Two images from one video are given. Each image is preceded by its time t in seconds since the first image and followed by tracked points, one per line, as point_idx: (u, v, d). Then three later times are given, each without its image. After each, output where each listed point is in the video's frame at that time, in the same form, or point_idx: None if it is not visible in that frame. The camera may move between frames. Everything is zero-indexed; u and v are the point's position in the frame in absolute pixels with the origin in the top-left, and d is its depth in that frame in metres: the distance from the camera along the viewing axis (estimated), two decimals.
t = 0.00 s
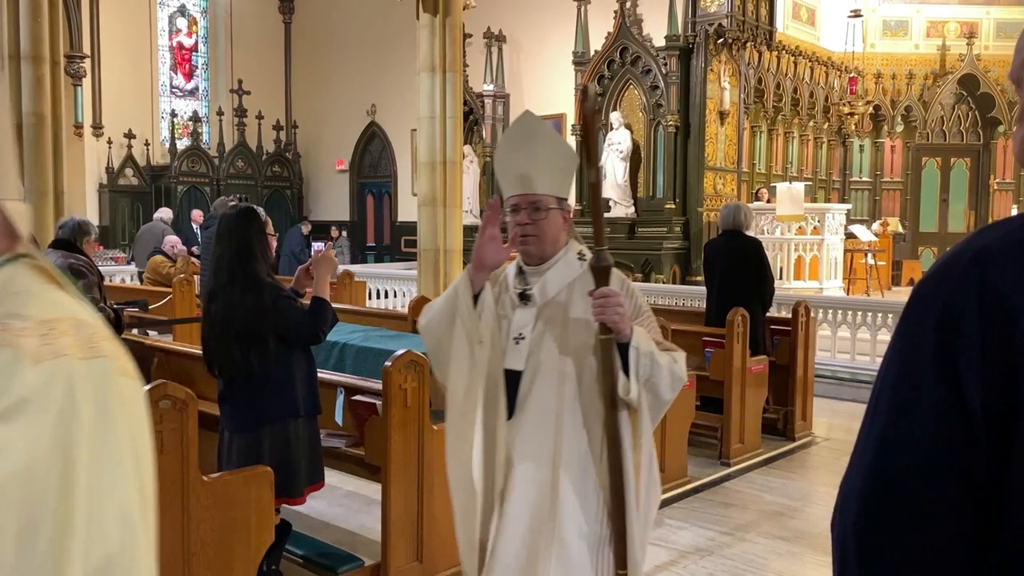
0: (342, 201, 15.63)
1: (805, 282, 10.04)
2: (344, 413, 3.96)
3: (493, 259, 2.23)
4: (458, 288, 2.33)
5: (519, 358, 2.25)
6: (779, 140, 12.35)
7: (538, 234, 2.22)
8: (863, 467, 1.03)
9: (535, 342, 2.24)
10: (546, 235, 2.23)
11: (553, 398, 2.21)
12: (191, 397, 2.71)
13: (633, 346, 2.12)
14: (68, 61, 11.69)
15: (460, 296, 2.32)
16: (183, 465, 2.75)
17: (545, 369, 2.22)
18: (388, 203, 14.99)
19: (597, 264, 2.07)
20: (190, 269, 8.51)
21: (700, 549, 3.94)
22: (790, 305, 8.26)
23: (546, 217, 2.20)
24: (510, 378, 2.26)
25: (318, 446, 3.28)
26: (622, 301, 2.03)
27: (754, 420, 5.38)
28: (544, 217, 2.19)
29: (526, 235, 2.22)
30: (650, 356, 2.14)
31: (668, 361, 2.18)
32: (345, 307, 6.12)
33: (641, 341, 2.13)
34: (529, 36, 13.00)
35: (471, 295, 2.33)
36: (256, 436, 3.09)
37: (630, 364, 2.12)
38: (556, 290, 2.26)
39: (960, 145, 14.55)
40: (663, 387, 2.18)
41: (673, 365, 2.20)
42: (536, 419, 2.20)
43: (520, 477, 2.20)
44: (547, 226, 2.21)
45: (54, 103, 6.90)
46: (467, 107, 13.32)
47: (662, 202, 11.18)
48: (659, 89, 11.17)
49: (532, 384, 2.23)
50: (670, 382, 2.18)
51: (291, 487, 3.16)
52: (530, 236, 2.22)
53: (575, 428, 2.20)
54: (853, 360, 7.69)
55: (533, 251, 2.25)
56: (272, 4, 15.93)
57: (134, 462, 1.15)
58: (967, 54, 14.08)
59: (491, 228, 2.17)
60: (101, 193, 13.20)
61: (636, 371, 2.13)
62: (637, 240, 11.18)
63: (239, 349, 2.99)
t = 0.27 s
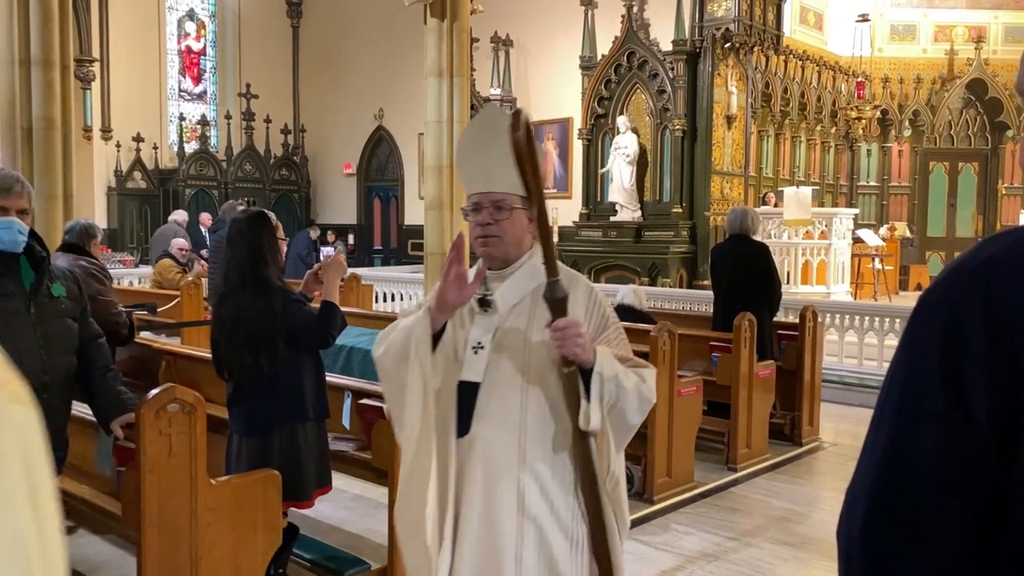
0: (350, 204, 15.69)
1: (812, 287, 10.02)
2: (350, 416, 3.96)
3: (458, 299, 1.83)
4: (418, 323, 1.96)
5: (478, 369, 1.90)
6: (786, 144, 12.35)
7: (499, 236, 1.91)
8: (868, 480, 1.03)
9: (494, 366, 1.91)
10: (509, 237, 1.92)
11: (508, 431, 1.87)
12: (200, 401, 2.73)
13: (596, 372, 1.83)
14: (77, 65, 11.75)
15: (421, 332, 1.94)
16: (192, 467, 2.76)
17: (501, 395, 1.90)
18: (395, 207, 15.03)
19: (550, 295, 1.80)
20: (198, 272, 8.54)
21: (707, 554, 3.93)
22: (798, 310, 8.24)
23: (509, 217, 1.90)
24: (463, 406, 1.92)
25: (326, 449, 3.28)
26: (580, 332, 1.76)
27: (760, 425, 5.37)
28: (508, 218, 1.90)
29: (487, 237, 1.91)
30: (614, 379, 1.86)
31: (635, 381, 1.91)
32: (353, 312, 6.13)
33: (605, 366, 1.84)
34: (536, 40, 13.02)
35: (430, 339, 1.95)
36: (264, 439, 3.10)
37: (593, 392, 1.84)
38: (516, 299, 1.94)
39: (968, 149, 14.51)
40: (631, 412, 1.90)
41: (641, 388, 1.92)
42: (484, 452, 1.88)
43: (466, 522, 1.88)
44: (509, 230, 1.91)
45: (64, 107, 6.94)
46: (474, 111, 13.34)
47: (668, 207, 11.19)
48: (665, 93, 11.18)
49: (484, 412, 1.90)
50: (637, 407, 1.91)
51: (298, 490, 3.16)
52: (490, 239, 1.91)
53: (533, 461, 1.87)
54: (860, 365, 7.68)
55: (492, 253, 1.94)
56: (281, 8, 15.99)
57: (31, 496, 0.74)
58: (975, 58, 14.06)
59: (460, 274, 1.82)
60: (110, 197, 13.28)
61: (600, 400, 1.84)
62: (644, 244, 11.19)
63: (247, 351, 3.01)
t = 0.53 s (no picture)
0: (356, 205, 15.70)
1: (820, 289, 9.99)
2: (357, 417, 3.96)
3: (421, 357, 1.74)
4: (378, 367, 1.82)
5: (437, 379, 1.82)
6: (794, 146, 12.31)
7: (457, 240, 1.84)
8: (881, 493, 1.02)
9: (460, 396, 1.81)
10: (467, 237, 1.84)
11: (478, 467, 1.78)
12: (207, 401, 2.73)
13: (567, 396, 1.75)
14: (86, 66, 11.79)
15: (381, 375, 1.81)
16: (200, 467, 2.76)
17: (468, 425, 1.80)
18: (402, 208, 15.03)
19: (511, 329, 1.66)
20: (205, 273, 8.55)
21: (714, 557, 3.92)
22: (805, 311, 8.22)
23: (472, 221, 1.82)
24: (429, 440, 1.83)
25: (334, 449, 3.28)
26: (546, 362, 1.68)
27: (768, 427, 5.35)
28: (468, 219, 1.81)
29: (447, 234, 1.83)
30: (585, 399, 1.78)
31: (606, 394, 1.82)
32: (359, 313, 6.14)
33: (574, 388, 1.76)
34: (543, 41, 13.02)
35: (394, 382, 1.82)
36: (272, 439, 3.11)
37: (563, 416, 1.76)
38: (477, 303, 1.84)
39: (976, 151, 14.43)
40: (603, 429, 1.82)
41: (612, 400, 1.83)
42: (454, 486, 1.79)
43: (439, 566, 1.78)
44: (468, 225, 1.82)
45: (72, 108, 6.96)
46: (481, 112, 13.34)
47: (676, 208, 11.18)
48: (673, 95, 11.16)
49: (450, 444, 1.80)
50: (609, 421, 1.83)
51: (305, 490, 3.17)
52: (451, 237, 1.83)
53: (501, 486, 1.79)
54: (868, 367, 7.66)
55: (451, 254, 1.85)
56: (288, 9, 16.01)
57: None
58: (984, 59, 13.99)
59: (421, 323, 1.74)
60: (118, 198, 13.31)
61: (572, 424, 1.77)
62: (651, 245, 11.16)
63: (257, 351, 3.01)
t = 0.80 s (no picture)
0: (364, 207, 15.73)
1: (828, 291, 9.96)
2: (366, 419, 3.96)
3: (379, 336, 1.64)
4: (334, 359, 1.71)
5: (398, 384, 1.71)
6: (802, 148, 12.29)
7: (411, 243, 1.72)
8: (887, 492, 1.02)
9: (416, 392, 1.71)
10: (423, 245, 1.73)
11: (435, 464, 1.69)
12: (217, 402, 2.74)
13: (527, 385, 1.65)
14: (96, 68, 11.86)
15: (335, 370, 1.70)
16: (209, 469, 2.78)
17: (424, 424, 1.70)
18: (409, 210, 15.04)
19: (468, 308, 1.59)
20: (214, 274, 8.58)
21: (723, 559, 3.92)
22: (813, 314, 8.21)
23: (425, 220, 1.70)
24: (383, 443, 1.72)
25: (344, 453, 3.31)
26: (504, 344, 1.61)
27: (776, 430, 5.34)
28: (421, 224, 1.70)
29: (397, 242, 1.72)
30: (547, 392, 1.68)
31: (570, 393, 1.72)
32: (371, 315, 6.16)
33: (536, 381, 1.66)
34: (551, 43, 13.03)
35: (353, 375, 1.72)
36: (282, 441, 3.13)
37: (524, 408, 1.66)
38: (440, 306, 1.74)
39: (986, 153, 14.34)
40: (567, 427, 1.72)
41: (577, 400, 1.74)
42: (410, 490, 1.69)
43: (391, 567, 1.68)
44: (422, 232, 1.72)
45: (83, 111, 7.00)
46: (489, 114, 13.35)
47: (684, 210, 11.18)
48: (681, 96, 11.15)
49: (407, 445, 1.70)
50: (575, 420, 1.72)
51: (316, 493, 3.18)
52: (401, 246, 1.72)
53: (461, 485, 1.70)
54: (876, 370, 7.64)
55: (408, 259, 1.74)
56: (297, 12, 16.07)
57: None
58: (994, 60, 13.94)
59: (382, 302, 1.64)
60: (127, 199, 13.38)
61: (532, 416, 1.67)
62: (658, 247, 11.15)
63: (266, 353, 2.99)
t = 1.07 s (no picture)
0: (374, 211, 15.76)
1: (839, 295, 9.93)
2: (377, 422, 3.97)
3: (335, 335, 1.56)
4: (281, 351, 1.65)
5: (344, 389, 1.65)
6: (813, 152, 12.26)
7: (341, 236, 1.71)
8: (893, 489, 1.03)
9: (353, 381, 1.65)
10: (352, 239, 1.72)
11: (361, 444, 1.63)
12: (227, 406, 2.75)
13: (453, 361, 1.60)
14: (109, 72, 11.93)
15: (275, 362, 1.64)
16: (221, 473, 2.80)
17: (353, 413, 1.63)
18: (419, 214, 15.07)
19: (401, 260, 1.53)
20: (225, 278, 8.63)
21: (733, 563, 3.91)
22: (824, 317, 8.19)
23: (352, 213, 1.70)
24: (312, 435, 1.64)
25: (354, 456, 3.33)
26: (431, 304, 1.53)
27: (787, 434, 5.33)
28: (348, 216, 1.69)
29: (320, 238, 1.71)
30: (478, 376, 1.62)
31: (503, 384, 1.66)
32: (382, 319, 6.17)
33: (463, 357, 1.61)
34: (561, 47, 13.04)
35: (300, 369, 1.65)
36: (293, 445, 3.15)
37: (448, 386, 1.60)
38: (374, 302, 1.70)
39: (998, 156, 14.26)
40: (499, 417, 1.64)
41: (512, 394, 1.67)
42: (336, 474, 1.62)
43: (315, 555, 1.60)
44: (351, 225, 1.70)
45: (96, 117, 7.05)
46: (498, 118, 13.35)
47: (694, 213, 11.16)
48: (691, 100, 11.14)
49: (336, 435, 1.63)
50: (508, 414, 1.65)
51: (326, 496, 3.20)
52: (325, 242, 1.71)
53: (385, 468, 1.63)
54: (886, 374, 7.62)
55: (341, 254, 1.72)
56: (308, 17, 16.13)
57: None
58: (1006, 63, 13.88)
59: (343, 297, 1.55)
60: (139, 203, 13.45)
61: (457, 397, 1.60)
62: (668, 251, 11.14)
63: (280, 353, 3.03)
